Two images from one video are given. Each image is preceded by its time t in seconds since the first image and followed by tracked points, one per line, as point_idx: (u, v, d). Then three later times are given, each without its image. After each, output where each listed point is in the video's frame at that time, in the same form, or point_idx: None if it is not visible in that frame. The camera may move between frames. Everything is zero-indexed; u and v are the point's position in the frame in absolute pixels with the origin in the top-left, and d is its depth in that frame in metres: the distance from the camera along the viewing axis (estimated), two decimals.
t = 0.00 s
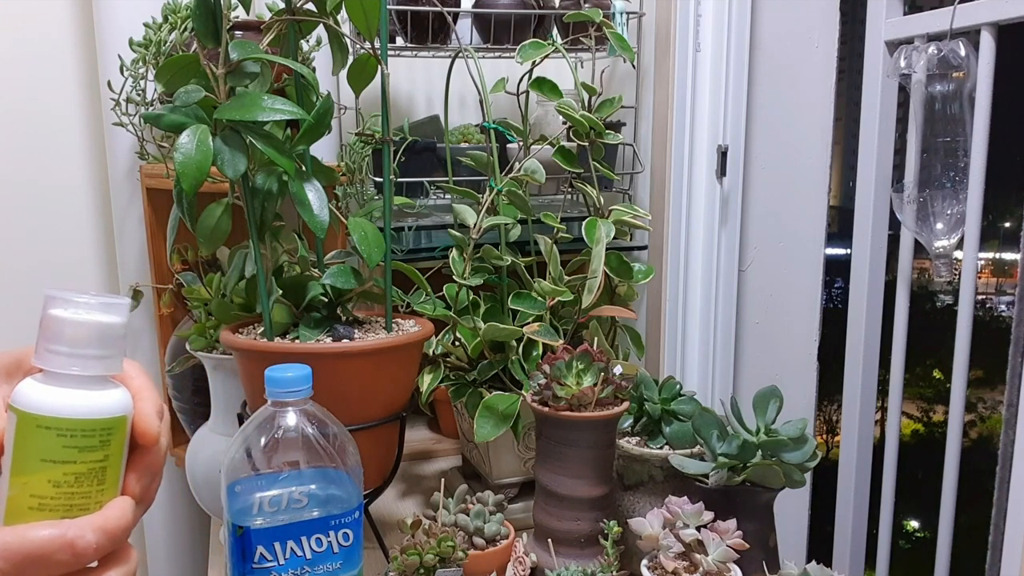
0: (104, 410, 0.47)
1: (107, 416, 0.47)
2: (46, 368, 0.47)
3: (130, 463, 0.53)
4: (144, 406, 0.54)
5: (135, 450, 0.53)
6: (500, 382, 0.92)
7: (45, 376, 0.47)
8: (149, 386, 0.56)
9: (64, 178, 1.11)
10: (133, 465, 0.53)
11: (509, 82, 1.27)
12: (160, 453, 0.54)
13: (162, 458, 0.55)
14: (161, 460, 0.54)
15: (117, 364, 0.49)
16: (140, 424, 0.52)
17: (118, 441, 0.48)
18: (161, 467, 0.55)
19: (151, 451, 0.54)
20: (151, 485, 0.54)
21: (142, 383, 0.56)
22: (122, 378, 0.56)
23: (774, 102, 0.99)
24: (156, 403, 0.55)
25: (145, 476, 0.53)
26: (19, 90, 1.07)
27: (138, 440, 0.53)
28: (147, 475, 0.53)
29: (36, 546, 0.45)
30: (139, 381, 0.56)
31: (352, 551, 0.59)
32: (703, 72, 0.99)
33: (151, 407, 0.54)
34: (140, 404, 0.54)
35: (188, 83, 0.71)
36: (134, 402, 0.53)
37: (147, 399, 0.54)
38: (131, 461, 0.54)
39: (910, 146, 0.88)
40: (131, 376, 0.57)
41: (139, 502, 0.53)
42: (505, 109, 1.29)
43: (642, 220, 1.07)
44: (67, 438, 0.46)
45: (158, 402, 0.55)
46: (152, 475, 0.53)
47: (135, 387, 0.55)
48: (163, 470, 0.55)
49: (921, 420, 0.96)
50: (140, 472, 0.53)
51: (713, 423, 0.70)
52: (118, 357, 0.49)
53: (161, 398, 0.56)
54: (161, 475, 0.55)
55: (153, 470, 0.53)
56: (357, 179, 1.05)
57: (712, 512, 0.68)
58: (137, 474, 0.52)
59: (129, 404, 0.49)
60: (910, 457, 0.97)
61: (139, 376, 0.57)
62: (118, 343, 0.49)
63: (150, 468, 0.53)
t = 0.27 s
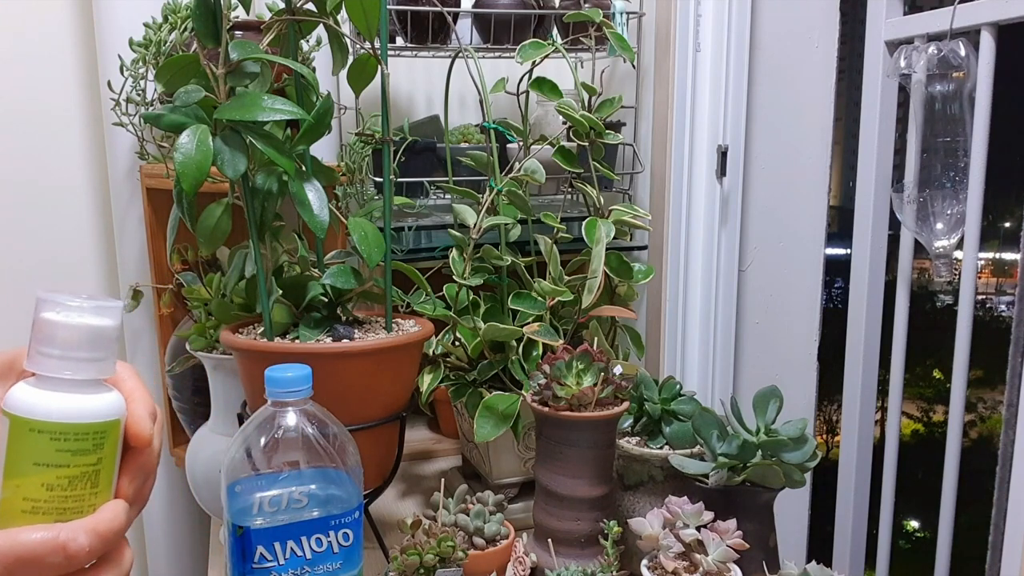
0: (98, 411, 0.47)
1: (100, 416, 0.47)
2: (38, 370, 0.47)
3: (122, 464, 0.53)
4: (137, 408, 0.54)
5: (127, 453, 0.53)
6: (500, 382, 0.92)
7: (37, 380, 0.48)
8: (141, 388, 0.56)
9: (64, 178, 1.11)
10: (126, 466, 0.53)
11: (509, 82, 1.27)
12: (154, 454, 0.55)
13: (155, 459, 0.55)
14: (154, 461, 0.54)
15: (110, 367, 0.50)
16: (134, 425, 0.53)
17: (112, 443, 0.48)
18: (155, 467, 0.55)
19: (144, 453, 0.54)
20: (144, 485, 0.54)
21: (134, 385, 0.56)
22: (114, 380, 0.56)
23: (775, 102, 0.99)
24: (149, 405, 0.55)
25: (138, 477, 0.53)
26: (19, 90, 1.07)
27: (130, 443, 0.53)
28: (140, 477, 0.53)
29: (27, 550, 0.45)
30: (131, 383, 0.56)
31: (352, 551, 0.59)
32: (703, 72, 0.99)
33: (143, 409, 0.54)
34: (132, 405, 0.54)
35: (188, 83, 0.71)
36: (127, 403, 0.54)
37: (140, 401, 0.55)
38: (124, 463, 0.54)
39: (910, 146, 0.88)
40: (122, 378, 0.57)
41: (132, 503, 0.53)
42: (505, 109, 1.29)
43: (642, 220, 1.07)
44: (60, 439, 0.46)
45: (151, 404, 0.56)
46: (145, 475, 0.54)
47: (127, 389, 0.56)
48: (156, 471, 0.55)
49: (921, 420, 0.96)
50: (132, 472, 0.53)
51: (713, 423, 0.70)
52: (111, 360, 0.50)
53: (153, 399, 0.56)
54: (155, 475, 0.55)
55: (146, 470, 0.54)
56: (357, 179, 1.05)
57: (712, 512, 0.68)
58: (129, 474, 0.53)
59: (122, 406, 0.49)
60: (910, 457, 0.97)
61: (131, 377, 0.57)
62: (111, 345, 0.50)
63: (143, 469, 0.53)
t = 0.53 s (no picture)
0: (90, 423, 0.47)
1: (90, 429, 0.47)
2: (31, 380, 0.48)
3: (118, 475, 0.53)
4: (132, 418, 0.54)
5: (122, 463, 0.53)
6: (500, 382, 0.92)
7: (31, 390, 0.48)
8: (137, 398, 0.56)
9: (64, 179, 1.11)
10: (121, 478, 0.53)
11: (509, 82, 1.27)
12: (150, 465, 0.54)
13: (151, 470, 0.54)
14: (150, 472, 0.54)
15: (104, 375, 0.49)
16: (128, 435, 0.52)
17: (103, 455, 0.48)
18: (150, 479, 0.55)
19: (139, 464, 0.53)
20: (138, 496, 0.54)
21: (131, 395, 0.56)
22: (110, 390, 0.56)
23: (775, 102, 0.99)
24: (145, 415, 0.55)
25: (133, 489, 0.53)
26: (19, 90, 1.07)
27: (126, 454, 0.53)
28: (135, 489, 0.53)
29: (15, 563, 0.44)
30: (127, 393, 0.56)
31: (352, 551, 0.59)
32: (703, 72, 0.99)
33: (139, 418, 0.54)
34: (127, 415, 0.54)
35: (188, 83, 0.71)
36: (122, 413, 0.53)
37: (135, 410, 0.54)
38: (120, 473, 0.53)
39: (910, 146, 0.88)
40: (118, 387, 0.56)
41: (127, 515, 0.53)
42: (505, 109, 1.29)
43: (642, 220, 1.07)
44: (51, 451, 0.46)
45: (147, 413, 0.55)
46: (139, 487, 0.53)
47: (123, 398, 0.55)
48: (151, 482, 0.54)
49: (921, 420, 0.96)
50: (128, 484, 0.53)
51: (713, 423, 0.70)
52: (105, 367, 0.50)
53: (150, 409, 0.55)
54: (150, 487, 0.55)
55: (141, 482, 0.53)
56: (357, 179, 1.05)
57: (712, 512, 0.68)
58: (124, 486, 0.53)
59: (116, 416, 0.49)
60: (910, 457, 0.97)
61: (128, 386, 0.57)
62: (106, 353, 0.50)
63: (138, 481, 0.53)
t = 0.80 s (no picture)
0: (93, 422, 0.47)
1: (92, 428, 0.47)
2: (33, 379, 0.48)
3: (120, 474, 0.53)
4: (134, 417, 0.54)
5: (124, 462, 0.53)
6: (500, 382, 0.92)
7: (34, 389, 0.48)
8: (139, 397, 0.56)
9: (64, 179, 1.11)
10: (123, 476, 0.53)
11: (509, 82, 1.27)
12: (152, 464, 0.54)
13: (153, 468, 0.55)
14: (151, 471, 0.54)
15: (106, 374, 0.50)
16: (130, 434, 0.52)
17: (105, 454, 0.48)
18: (152, 478, 0.55)
19: (142, 463, 0.53)
20: (140, 494, 0.54)
21: (133, 394, 0.56)
22: (112, 388, 0.56)
23: (775, 101, 0.99)
24: (147, 414, 0.55)
25: (135, 489, 0.53)
26: (20, 90, 1.07)
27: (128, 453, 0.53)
28: (137, 487, 0.53)
29: (18, 564, 0.44)
30: (130, 392, 0.56)
31: (352, 551, 0.59)
32: (703, 72, 0.99)
33: (141, 417, 0.54)
34: (129, 414, 0.54)
35: (188, 83, 0.71)
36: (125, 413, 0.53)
37: (137, 409, 0.54)
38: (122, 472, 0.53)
39: (910, 146, 0.88)
40: (121, 386, 0.57)
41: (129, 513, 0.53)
42: (505, 109, 1.29)
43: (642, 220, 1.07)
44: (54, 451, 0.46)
45: (149, 412, 0.55)
46: (141, 486, 0.53)
47: (125, 398, 0.55)
48: (154, 481, 0.55)
49: (920, 420, 0.96)
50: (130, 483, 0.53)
51: (713, 423, 0.70)
52: (107, 367, 0.50)
53: (152, 408, 0.55)
54: (152, 486, 0.55)
55: (143, 481, 0.53)
56: (357, 179, 1.05)
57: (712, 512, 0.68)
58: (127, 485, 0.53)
59: (119, 415, 0.49)
60: (910, 457, 0.97)
61: (130, 386, 0.57)
62: (108, 352, 0.50)
63: (140, 479, 0.53)
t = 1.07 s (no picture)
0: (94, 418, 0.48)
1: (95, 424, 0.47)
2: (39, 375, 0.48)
3: (125, 468, 0.53)
4: (137, 414, 0.54)
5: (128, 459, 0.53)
6: (500, 382, 0.92)
7: (38, 386, 0.48)
8: (142, 394, 0.56)
9: (64, 179, 1.11)
10: (127, 472, 0.53)
11: (509, 82, 1.27)
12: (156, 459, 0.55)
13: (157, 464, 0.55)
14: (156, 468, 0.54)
15: (110, 371, 0.50)
16: (135, 431, 0.52)
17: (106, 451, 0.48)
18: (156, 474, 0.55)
19: (146, 459, 0.53)
20: (144, 491, 0.54)
21: (135, 391, 0.56)
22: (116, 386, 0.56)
23: (775, 102, 0.99)
24: (150, 410, 0.55)
25: (139, 484, 0.53)
26: (20, 90, 1.07)
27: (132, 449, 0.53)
28: (141, 483, 0.53)
29: (27, 556, 0.43)
30: (132, 389, 0.56)
31: (352, 551, 0.59)
32: (703, 72, 0.99)
33: (144, 414, 0.54)
34: (133, 410, 0.54)
35: (188, 82, 0.71)
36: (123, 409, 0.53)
37: (141, 406, 0.54)
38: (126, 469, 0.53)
39: (910, 146, 0.88)
40: (123, 384, 0.56)
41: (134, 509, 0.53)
42: (505, 109, 1.29)
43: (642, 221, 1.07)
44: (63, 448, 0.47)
45: (152, 409, 0.55)
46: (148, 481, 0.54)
47: (127, 394, 0.55)
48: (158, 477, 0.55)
49: (920, 420, 0.96)
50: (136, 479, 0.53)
51: (713, 422, 0.70)
52: (110, 364, 0.50)
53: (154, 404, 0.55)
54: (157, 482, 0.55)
55: (147, 476, 0.54)
56: (357, 179, 1.05)
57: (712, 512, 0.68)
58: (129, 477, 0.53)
59: (122, 412, 0.49)
60: (910, 457, 0.97)
61: (133, 384, 0.57)
62: (111, 350, 0.50)
63: (144, 475, 0.53)
